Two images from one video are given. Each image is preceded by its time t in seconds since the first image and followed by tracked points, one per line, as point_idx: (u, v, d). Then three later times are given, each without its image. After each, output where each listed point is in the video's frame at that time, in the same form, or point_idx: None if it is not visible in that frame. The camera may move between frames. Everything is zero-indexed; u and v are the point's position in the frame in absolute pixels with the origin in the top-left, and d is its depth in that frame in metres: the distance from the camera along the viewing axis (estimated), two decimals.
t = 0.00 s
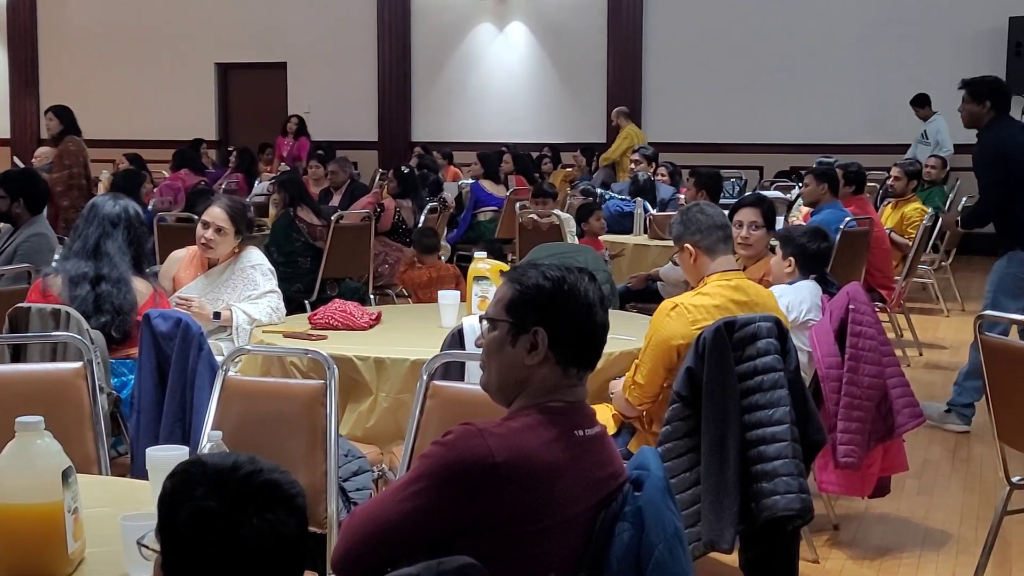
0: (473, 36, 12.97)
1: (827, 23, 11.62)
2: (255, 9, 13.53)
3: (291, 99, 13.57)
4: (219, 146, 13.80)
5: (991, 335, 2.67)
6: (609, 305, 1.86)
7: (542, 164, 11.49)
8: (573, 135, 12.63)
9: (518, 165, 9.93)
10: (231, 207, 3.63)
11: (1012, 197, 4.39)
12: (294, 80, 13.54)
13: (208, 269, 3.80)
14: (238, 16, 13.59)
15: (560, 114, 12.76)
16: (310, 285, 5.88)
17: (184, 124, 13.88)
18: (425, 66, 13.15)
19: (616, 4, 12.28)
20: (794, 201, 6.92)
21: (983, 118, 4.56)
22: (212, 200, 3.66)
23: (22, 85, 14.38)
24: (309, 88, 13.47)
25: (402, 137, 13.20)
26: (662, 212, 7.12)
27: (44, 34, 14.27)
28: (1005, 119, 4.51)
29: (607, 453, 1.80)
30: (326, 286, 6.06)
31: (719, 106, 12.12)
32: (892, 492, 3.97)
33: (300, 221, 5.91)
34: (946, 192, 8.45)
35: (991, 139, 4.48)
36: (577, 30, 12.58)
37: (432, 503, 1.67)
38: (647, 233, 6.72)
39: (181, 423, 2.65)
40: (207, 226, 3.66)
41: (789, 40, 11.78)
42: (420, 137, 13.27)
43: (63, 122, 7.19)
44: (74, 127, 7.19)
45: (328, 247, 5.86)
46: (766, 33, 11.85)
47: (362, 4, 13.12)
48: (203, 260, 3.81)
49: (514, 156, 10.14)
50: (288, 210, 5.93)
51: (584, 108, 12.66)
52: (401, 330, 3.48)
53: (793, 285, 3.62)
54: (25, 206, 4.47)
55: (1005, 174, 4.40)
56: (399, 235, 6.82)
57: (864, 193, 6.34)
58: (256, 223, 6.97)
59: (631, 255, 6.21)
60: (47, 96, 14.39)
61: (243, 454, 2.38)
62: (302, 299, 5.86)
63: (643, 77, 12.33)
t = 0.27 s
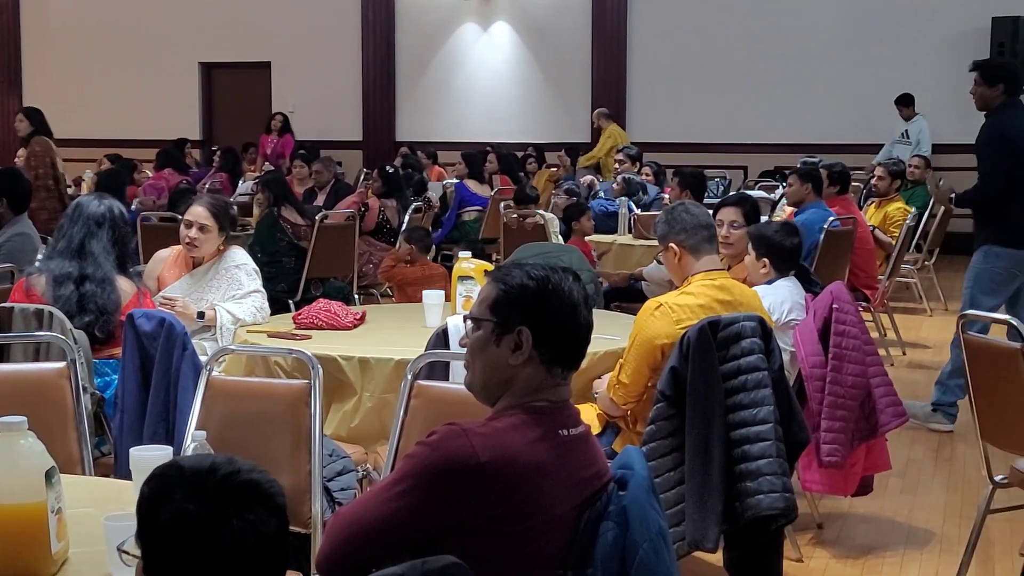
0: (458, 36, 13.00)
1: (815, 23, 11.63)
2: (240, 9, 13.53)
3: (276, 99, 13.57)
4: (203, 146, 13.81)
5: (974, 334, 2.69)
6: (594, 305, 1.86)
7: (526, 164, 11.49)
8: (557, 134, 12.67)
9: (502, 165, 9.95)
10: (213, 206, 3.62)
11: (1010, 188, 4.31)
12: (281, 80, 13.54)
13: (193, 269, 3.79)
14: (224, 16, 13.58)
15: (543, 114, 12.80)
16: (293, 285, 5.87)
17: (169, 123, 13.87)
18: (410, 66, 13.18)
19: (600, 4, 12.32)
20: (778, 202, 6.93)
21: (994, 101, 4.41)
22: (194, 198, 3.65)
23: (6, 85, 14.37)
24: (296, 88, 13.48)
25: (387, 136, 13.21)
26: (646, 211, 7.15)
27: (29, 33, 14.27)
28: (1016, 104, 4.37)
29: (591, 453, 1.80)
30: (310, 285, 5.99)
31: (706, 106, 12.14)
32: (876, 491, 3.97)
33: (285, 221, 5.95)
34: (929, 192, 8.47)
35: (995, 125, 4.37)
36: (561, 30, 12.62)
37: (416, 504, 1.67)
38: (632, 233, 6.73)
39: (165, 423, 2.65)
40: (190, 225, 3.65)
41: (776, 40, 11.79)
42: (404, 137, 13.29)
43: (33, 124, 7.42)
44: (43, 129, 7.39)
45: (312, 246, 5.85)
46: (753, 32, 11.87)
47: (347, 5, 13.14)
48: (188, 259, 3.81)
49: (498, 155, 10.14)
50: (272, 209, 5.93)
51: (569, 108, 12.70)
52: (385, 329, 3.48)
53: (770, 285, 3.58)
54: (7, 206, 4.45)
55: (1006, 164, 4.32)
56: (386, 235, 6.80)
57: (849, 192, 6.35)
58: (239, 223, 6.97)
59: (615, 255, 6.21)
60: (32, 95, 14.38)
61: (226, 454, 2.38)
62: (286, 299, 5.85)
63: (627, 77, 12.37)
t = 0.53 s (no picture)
0: (443, 36, 13.00)
1: (802, 24, 11.65)
2: (226, 8, 13.51)
3: (260, 98, 13.55)
4: (187, 145, 13.78)
5: (958, 334, 2.70)
6: (578, 304, 1.86)
7: (511, 163, 11.49)
8: (543, 134, 12.67)
9: (487, 164, 9.96)
10: (195, 205, 3.59)
11: (996, 184, 4.33)
12: (266, 79, 13.52)
13: (177, 268, 3.76)
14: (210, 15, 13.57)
15: (528, 113, 12.81)
16: (278, 284, 5.87)
17: (154, 123, 13.84)
18: (395, 66, 13.17)
19: (586, 4, 12.32)
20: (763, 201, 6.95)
21: (991, 98, 4.39)
22: (176, 197, 3.61)
23: None
24: (281, 87, 13.45)
25: (372, 135, 13.20)
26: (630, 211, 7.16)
27: (13, 32, 14.22)
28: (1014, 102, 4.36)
29: (576, 453, 1.81)
30: (294, 286, 6.00)
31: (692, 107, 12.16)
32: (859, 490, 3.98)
33: (270, 221, 5.88)
34: (912, 192, 8.48)
35: (990, 122, 4.36)
36: (546, 30, 12.63)
37: (401, 505, 1.67)
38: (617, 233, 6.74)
39: (149, 423, 2.66)
40: (172, 225, 3.62)
41: (763, 41, 11.82)
42: (389, 136, 13.28)
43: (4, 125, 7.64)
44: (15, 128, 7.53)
45: (297, 246, 5.83)
46: (739, 33, 11.89)
47: (331, 4, 13.14)
48: (172, 259, 3.77)
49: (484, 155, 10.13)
50: (257, 209, 5.90)
51: (554, 107, 12.71)
52: (370, 329, 3.48)
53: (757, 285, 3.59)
54: None
55: (996, 163, 4.33)
56: (370, 235, 6.77)
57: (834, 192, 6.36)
58: (223, 222, 6.96)
59: (600, 255, 6.22)
60: (15, 94, 14.33)
61: (210, 454, 2.38)
62: (270, 299, 5.85)
63: (612, 77, 12.38)
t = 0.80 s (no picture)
0: (426, 37, 13.02)
1: (788, 23, 11.66)
2: (211, 8, 13.49)
3: (243, 99, 13.54)
4: (170, 146, 13.76)
5: (940, 335, 2.70)
6: (561, 305, 1.86)
7: (493, 164, 11.50)
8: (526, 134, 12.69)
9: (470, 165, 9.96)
10: (175, 207, 3.60)
11: (980, 186, 4.34)
12: (250, 80, 13.51)
13: (158, 270, 3.76)
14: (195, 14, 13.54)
15: (511, 114, 12.84)
16: (261, 285, 5.82)
17: (139, 123, 13.82)
18: (377, 67, 13.18)
19: (569, 5, 12.34)
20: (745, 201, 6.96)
21: (977, 100, 4.36)
22: (156, 199, 3.62)
23: None
24: (265, 88, 13.44)
25: (354, 136, 13.21)
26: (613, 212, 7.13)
27: None
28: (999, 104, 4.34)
29: (559, 455, 1.81)
30: (278, 287, 5.98)
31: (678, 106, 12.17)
32: (842, 490, 3.99)
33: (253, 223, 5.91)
34: (894, 193, 8.50)
35: (976, 124, 4.34)
36: (528, 31, 12.65)
37: (383, 507, 1.66)
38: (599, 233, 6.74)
39: (131, 425, 2.64)
40: (152, 227, 3.63)
41: (749, 40, 11.83)
42: (372, 137, 13.29)
43: None
44: None
45: (280, 247, 5.83)
46: (726, 32, 11.89)
47: (314, 4, 13.13)
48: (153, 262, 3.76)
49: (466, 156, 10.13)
50: (240, 211, 5.84)
51: (537, 108, 12.73)
52: (353, 330, 3.47)
53: (743, 287, 3.57)
54: None
55: (980, 164, 4.34)
56: (354, 236, 6.77)
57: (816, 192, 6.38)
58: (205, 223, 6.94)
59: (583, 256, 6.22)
60: None
61: (191, 457, 2.37)
62: (254, 301, 5.82)
63: (595, 77, 12.40)
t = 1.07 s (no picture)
0: (402, 36, 13.00)
1: (769, 22, 11.71)
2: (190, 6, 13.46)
3: (219, 98, 13.50)
4: (145, 144, 13.72)
5: (914, 333, 2.71)
6: (536, 304, 1.86)
7: (469, 164, 11.50)
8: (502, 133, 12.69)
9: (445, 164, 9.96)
10: (147, 207, 3.57)
11: (952, 184, 4.36)
12: (227, 79, 13.48)
13: (132, 268, 3.74)
14: (174, 12, 13.52)
15: (488, 113, 12.83)
16: (236, 285, 5.81)
17: (116, 121, 13.77)
18: (353, 65, 13.15)
19: (545, 4, 12.34)
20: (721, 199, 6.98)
21: (951, 99, 4.36)
22: (128, 198, 3.59)
23: None
24: (242, 86, 13.41)
25: (330, 134, 13.17)
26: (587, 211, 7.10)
27: None
28: (972, 103, 4.34)
29: (535, 454, 1.80)
30: (253, 285, 5.92)
31: (658, 105, 12.20)
32: (816, 488, 4.01)
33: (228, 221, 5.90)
34: (869, 193, 8.54)
35: (949, 122, 4.34)
36: (504, 29, 12.65)
37: (358, 507, 1.66)
38: (575, 233, 6.74)
39: (104, 425, 2.63)
40: (124, 227, 3.60)
41: (729, 40, 11.87)
42: (347, 136, 13.26)
43: None
44: None
45: (255, 247, 5.81)
46: (706, 31, 11.93)
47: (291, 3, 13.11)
48: (128, 259, 3.74)
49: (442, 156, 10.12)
50: (215, 210, 5.82)
51: (513, 107, 12.73)
52: (328, 329, 3.46)
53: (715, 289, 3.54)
54: None
55: (951, 160, 4.35)
56: (330, 235, 6.73)
57: (791, 192, 6.38)
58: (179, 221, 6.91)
59: (558, 255, 6.22)
60: None
61: (165, 456, 2.37)
62: (229, 300, 5.80)
63: (571, 77, 12.42)
